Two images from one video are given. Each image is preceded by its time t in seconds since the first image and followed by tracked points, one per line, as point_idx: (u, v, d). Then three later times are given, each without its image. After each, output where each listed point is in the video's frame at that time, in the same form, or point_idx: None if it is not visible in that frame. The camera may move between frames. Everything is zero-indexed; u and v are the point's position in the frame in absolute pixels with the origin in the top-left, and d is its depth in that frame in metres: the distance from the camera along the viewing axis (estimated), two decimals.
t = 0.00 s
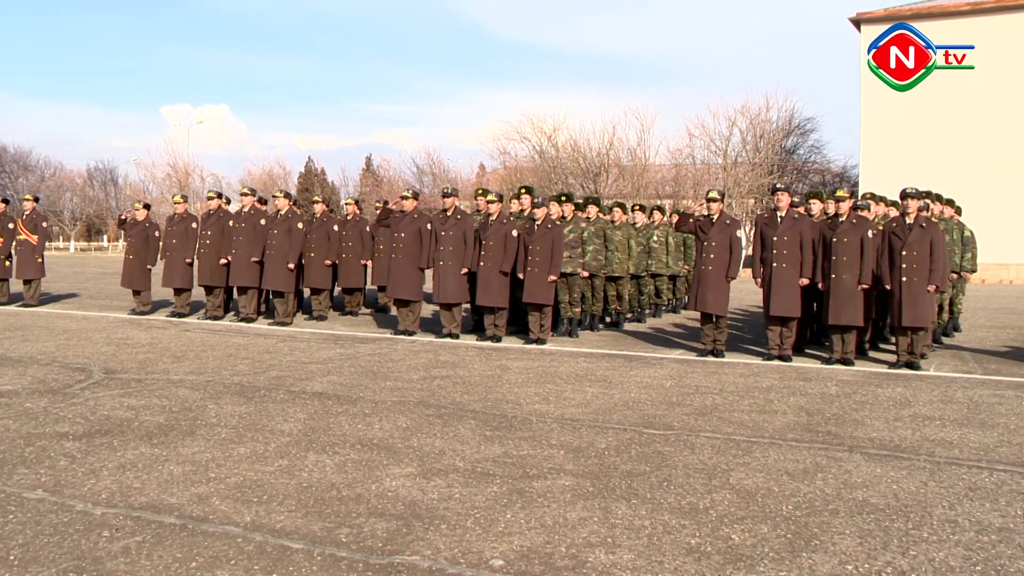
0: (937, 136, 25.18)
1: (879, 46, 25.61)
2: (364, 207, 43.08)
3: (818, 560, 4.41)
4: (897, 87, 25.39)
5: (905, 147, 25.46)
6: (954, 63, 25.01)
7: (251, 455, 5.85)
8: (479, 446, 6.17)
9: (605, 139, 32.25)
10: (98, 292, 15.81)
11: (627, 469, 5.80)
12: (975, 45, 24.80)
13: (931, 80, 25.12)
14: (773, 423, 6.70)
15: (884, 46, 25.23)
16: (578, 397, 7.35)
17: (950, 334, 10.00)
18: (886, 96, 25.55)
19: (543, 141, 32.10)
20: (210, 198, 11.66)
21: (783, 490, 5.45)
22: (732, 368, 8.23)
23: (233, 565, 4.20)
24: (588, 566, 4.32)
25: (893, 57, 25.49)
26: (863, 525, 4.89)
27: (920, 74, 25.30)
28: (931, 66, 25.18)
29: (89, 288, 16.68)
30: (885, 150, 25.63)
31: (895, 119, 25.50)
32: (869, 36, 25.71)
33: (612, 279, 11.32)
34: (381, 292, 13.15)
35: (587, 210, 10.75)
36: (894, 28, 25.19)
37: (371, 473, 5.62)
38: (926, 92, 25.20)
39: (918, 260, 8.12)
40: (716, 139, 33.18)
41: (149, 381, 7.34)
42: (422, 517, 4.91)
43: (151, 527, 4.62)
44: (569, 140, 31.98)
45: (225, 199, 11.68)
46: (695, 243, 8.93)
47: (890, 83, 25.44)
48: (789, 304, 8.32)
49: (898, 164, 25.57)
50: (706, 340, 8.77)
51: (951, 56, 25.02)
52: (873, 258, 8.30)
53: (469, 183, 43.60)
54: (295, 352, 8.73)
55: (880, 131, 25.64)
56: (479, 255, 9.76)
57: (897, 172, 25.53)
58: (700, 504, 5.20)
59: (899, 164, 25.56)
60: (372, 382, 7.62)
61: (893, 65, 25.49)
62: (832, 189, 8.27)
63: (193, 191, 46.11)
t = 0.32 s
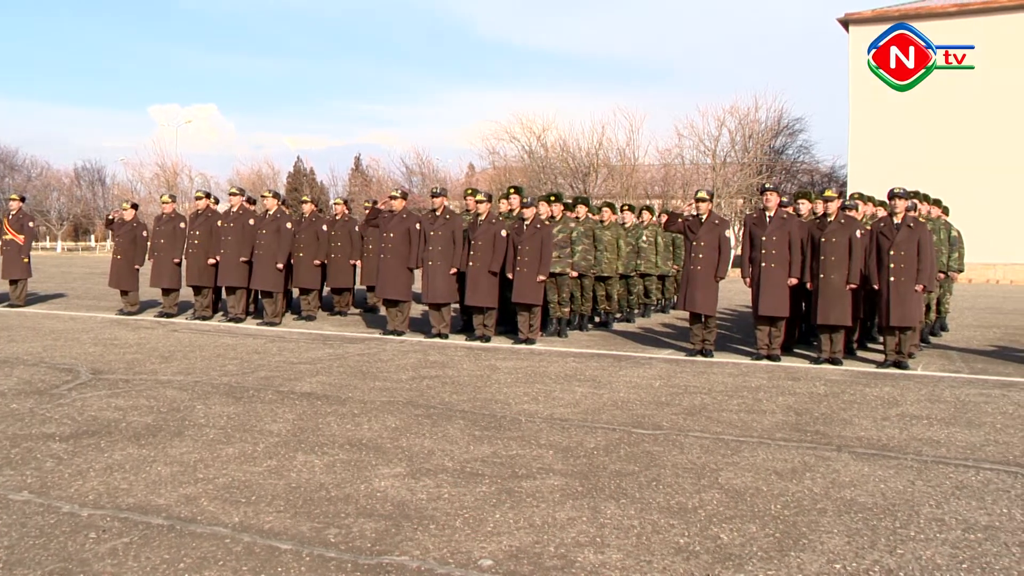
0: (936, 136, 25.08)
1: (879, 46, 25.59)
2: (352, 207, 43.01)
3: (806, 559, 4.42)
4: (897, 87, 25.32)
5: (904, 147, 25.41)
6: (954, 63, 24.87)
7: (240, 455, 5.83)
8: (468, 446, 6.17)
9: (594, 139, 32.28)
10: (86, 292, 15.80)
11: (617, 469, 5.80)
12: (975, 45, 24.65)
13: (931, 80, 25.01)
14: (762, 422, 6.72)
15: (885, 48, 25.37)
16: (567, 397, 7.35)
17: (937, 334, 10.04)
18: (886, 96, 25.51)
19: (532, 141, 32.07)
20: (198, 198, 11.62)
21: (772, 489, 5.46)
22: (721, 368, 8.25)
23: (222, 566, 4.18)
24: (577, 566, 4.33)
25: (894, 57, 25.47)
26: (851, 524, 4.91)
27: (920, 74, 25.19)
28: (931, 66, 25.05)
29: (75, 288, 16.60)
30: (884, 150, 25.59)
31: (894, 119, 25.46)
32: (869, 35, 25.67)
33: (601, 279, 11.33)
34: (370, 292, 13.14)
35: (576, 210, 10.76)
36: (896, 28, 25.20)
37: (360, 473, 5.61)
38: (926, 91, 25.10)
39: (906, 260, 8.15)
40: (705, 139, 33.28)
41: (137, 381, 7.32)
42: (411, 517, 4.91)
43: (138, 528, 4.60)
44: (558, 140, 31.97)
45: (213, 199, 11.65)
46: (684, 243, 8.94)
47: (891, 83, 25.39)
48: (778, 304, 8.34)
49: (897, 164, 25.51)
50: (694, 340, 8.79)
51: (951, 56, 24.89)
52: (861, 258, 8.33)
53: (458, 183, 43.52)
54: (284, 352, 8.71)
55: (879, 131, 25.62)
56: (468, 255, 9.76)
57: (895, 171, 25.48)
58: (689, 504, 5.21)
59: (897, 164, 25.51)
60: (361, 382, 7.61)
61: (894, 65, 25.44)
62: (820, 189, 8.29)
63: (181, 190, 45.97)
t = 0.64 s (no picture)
0: (936, 136, 25.00)
1: (879, 45, 25.47)
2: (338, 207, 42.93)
3: (790, 558, 4.44)
4: (897, 87, 25.24)
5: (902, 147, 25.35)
6: (954, 63, 24.74)
7: (225, 456, 5.81)
8: (454, 446, 6.17)
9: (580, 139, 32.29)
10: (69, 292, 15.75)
11: (602, 469, 5.81)
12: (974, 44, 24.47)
13: (932, 80, 24.90)
14: (747, 422, 6.74)
15: (886, 48, 25.30)
16: (553, 397, 7.35)
17: (921, 333, 10.10)
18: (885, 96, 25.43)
19: (518, 141, 32.04)
20: (183, 197, 11.58)
21: (757, 488, 5.48)
22: (706, 367, 8.27)
23: (206, 567, 4.17)
24: (562, 565, 4.33)
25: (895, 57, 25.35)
26: (835, 522, 4.92)
27: (921, 74, 25.06)
28: (931, 66, 24.93)
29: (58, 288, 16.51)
30: (881, 150, 25.59)
31: (893, 120, 25.40)
32: (865, 35, 25.56)
33: (587, 278, 11.34)
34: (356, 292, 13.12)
35: (562, 210, 10.77)
36: (896, 28, 25.08)
37: (346, 474, 5.60)
38: (927, 91, 24.96)
39: (890, 260, 8.18)
40: (691, 139, 33.36)
41: (121, 382, 7.29)
42: (396, 518, 4.90)
43: (121, 530, 4.58)
44: (545, 139, 31.96)
45: (198, 199, 11.60)
46: (669, 242, 8.96)
47: (891, 83, 25.31)
48: (763, 304, 8.36)
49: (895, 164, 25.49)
50: (680, 340, 8.81)
51: (951, 56, 24.74)
52: (845, 258, 8.36)
53: (445, 183, 43.39)
54: (269, 352, 8.69)
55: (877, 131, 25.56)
56: (454, 255, 9.75)
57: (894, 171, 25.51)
58: (674, 503, 5.22)
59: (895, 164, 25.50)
60: (346, 382, 7.59)
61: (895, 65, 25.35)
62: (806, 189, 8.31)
63: (165, 190, 45.79)
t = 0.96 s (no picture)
0: (936, 136, 24.74)
1: (879, 46, 25.35)
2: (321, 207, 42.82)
3: (774, 557, 4.45)
4: (897, 88, 25.13)
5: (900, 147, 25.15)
6: (954, 63, 24.53)
7: (208, 457, 5.79)
8: (438, 446, 6.16)
9: (565, 139, 32.31)
10: (50, 292, 15.74)
11: (587, 468, 5.81)
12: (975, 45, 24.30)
13: (933, 80, 24.71)
14: (731, 421, 6.76)
15: (886, 48, 25.24)
16: (537, 396, 7.35)
17: (903, 332, 10.15)
18: (885, 96, 25.30)
19: (503, 141, 32.01)
20: (166, 197, 11.53)
21: (741, 487, 5.50)
22: (691, 367, 8.30)
23: (188, 569, 4.15)
24: (547, 565, 4.33)
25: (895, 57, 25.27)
26: (818, 521, 4.94)
27: (921, 74, 24.89)
28: (931, 66, 24.75)
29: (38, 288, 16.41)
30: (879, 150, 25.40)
31: (893, 119, 25.21)
32: (844, 36, 25.68)
33: (571, 278, 11.35)
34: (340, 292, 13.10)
35: (546, 210, 10.77)
36: (897, 28, 24.99)
37: (330, 474, 5.58)
38: (927, 91, 24.79)
39: (873, 260, 8.22)
40: (675, 139, 33.44)
41: (103, 383, 7.25)
42: (381, 518, 4.89)
43: (103, 532, 4.56)
44: (530, 139, 31.94)
45: (181, 199, 11.54)
46: (654, 242, 8.97)
47: (891, 83, 25.19)
48: (747, 304, 8.38)
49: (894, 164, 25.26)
50: (664, 339, 8.83)
51: (951, 56, 24.54)
52: (829, 258, 8.39)
53: (430, 183, 43.28)
54: (253, 352, 8.66)
55: (876, 131, 25.40)
56: (438, 255, 9.73)
57: (893, 171, 25.25)
58: (658, 502, 5.23)
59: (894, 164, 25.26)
60: (331, 382, 7.58)
61: (895, 65, 25.27)
62: (789, 190, 8.34)
63: (149, 190, 45.59)
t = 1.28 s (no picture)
0: (936, 137, 24.49)
1: (879, 46, 25.20)
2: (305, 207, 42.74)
3: (757, 555, 4.46)
4: (897, 88, 24.89)
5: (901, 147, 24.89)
6: (954, 63, 24.25)
7: (191, 458, 5.76)
8: (422, 446, 6.16)
9: (549, 139, 32.32)
10: (30, 292, 15.68)
11: (571, 468, 5.82)
12: (974, 45, 24.01)
13: (933, 81, 24.46)
14: (714, 420, 6.78)
15: (886, 48, 25.10)
16: (522, 396, 7.35)
17: (886, 331, 10.20)
18: (885, 96, 25.08)
19: (487, 141, 31.98)
20: (148, 197, 11.48)
21: (725, 486, 5.51)
22: (675, 366, 8.32)
23: (170, 571, 4.13)
24: (530, 565, 4.33)
25: (896, 57, 25.09)
26: (801, 520, 4.96)
27: (921, 74, 24.65)
28: (931, 66, 24.49)
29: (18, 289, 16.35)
30: (879, 149, 25.16)
31: (893, 119, 24.96)
32: (828, 36, 25.71)
33: (556, 278, 11.36)
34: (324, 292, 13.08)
35: (531, 210, 10.76)
36: (897, 28, 24.78)
37: (313, 475, 5.56)
38: (927, 91, 24.56)
39: (856, 260, 8.26)
40: (659, 139, 33.51)
41: (85, 384, 7.20)
42: (364, 519, 4.88)
43: (84, 534, 4.53)
44: (515, 139, 31.93)
45: (163, 199, 11.49)
46: (638, 242, 8.98)
47: (892, 84, 25.00)
48: (731, 304, 8.40)
49: (895, 164, 24.99)
50: (649, 339, 8.85)
51: (951, 56, 24.28)
52: (812, 258, 8.43)
53: (414, 182, 43.24)
54: (236, 352, 8.63)
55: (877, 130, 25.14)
56: (423, 255, 9.72)
57: (893, 171, 25.00)
58: (642, 502, 5.24)
59: (895, 164, 25.00)
60: (314, 383, 7.56)
61: (896, 65, 25.09)
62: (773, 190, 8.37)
63: (131, 190, 45.38)
